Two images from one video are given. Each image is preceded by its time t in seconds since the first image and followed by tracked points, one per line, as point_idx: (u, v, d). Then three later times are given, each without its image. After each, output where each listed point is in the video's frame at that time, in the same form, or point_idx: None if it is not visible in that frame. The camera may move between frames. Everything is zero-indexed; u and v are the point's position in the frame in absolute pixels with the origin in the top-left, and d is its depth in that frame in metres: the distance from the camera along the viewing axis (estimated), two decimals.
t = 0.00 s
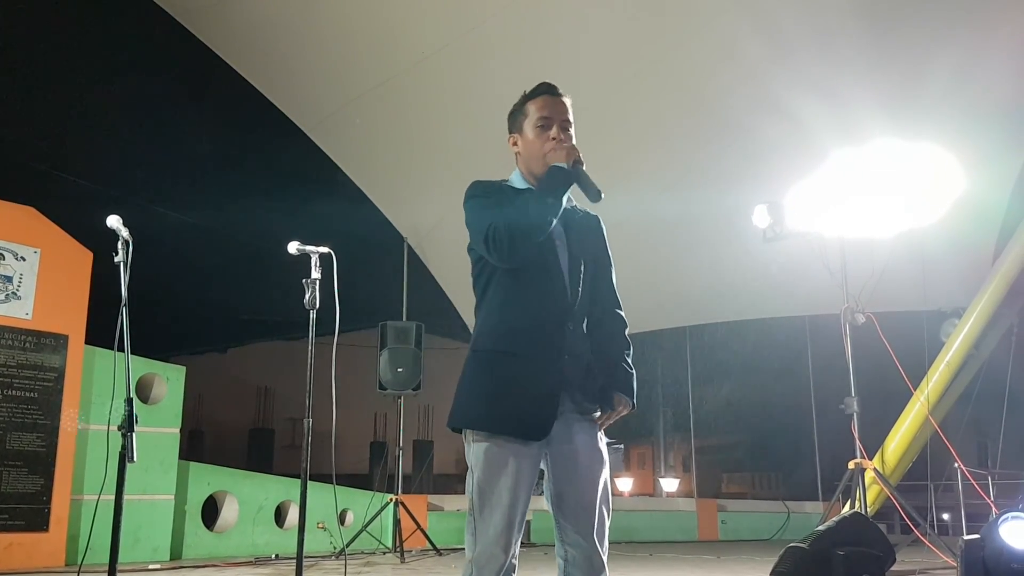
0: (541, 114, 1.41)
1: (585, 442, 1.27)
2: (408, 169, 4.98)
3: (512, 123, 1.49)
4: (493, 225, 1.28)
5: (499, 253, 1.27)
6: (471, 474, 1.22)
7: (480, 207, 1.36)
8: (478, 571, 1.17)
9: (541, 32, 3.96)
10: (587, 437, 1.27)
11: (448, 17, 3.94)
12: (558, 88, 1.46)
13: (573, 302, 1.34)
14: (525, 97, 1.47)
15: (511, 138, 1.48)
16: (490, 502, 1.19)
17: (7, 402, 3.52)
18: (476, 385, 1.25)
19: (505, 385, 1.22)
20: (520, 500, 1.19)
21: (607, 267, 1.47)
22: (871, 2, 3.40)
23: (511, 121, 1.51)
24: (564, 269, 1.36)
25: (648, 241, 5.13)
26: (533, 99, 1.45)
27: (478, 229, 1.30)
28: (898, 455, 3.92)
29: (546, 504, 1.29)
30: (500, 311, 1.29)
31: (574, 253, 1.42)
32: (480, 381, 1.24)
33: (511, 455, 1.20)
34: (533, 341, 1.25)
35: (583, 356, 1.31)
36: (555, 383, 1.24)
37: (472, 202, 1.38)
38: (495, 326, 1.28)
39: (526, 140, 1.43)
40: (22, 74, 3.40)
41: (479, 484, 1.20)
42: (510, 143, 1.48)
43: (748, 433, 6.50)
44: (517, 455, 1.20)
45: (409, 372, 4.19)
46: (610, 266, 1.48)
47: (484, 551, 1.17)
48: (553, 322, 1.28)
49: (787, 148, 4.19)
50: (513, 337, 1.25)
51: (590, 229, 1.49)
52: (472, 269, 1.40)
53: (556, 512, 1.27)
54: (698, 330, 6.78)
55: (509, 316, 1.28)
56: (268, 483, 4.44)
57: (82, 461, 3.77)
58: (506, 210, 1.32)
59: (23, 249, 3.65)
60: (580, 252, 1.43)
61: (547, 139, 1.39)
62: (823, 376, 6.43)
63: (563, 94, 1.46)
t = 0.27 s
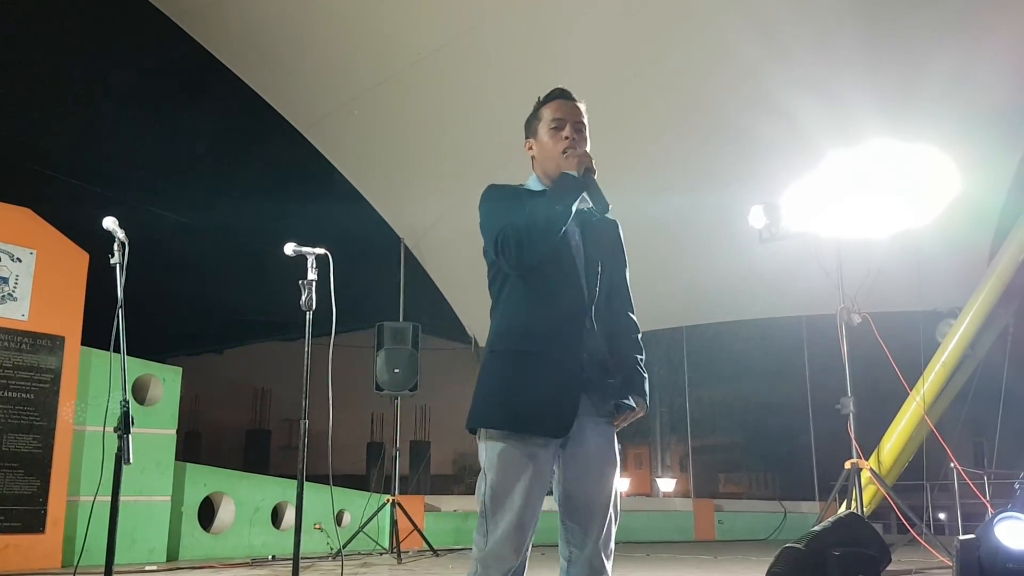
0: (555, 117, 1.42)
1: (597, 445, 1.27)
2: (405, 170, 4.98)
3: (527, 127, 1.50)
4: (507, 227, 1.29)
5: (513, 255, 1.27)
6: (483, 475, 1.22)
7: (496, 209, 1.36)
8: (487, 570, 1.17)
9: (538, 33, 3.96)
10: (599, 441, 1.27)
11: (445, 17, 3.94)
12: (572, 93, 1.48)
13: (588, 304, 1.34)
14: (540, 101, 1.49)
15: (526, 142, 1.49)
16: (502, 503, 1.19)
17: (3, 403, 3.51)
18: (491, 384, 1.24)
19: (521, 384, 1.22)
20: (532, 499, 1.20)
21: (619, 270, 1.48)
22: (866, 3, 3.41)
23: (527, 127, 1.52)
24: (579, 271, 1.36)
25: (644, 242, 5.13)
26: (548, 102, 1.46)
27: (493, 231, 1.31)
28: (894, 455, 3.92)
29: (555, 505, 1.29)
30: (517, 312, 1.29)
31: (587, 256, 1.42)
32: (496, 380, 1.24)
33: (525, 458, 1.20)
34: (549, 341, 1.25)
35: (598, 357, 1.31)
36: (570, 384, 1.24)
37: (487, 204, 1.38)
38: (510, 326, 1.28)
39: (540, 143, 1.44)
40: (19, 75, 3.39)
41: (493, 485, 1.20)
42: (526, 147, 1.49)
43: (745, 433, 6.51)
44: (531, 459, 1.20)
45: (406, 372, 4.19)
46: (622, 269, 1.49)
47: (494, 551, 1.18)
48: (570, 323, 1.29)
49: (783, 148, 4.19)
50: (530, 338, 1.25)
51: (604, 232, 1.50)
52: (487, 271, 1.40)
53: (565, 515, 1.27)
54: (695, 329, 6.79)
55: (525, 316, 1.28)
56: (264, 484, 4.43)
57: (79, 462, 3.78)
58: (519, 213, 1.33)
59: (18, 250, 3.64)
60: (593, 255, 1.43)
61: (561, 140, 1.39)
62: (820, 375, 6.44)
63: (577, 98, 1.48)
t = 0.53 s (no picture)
0: (567, 121, 1.37)
1: (598, 446, 1.22)
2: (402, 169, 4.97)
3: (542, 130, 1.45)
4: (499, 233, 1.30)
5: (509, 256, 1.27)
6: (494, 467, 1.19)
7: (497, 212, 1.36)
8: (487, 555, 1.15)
9: (534, 32, 3.96)
10: (600, 441, 1.22)
11: (441, 16, 3.93)
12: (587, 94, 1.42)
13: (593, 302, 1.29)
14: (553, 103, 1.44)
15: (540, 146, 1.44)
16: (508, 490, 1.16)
17: None
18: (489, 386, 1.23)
19: (516, 384, 1.19)
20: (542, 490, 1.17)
21: (637, 266, 1.40)
22: (861, 3, 3.41)
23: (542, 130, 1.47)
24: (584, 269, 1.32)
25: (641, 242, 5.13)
26: (561, 104, 1.41)
27: (489, 234, 1.31)
28: (889, 455, 3.93)
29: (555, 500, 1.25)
30: (515, 314, 1.27)
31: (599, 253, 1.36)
32: (493, 382, 1.22)
33: (532, 448, 1.16)
34: (546, 341, 1.22)
35: (606, 356, 1.25)
36: (568, 384, 1.19)
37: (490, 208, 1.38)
38: (508, 328, 1.26)
39: (552, 147, 1.39)
40: (15, 74, 3.39)
41: (502, 471, 1.17)
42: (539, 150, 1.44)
43: (741, 433, 6.52)
44: (536, 450, 1.17)
45: (402, 372, 4.18)
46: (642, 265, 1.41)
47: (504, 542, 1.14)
48: (570, 322, 1.24)
49: (779, 147, 4.20)
50: (526, 338, 1.22)
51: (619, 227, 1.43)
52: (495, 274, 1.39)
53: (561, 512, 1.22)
54: (691, 330, 6.80)
55: (522, 316, 1.26)
56: (259, 484, 4.42)
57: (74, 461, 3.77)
58: (517, 216, 1.33)
59: (12, 249, 3.65)
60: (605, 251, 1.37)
61: (569, 145, 1.34)
62: (816, 375, 6.45)
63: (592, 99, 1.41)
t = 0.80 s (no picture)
0: (559, 124, 1.36)
1: (595, 448, 1.22)
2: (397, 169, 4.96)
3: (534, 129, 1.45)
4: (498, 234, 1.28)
5: (503, 259, 1.26)
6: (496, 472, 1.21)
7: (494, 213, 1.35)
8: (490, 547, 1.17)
9: (528, 32, 3.96)
10: (597, 443, 1.23)
11: (436, 16, 3.93)
12: (580, 94, 1.42)
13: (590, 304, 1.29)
14: (546, 103, 1.43)
15: (532, 145, 1.44)
16: (507, 489, 1.18)
17: None
18: (488, 388, 1.23)
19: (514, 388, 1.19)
20: (545, 491, 1.19)
21: (634, 266, 1.40)
22: (853, 5, 3.42)
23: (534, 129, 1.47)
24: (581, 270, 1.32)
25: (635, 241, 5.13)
26: (553, 106, 1.40)
27: (486, 237, 1.30)
28: (881, 455, 3.94)
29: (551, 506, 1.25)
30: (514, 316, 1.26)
31: (595, 253, 1.36)
32: (492, 386, 1.22)
33: (530, 450, 1.18)
34: (544, 343, 1.22)
35: (603, 359, 1.25)
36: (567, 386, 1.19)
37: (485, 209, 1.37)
38: (506, 330, 1.26)
39: (544, 151, 1.39)
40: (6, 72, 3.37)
41: (501, 472, 1.19)
42: (532, 150, 1.44)
43: (735, 433, 6.54)
44: (535, 451, 1.18)
45: (395, 371, 4.18)
46: (638, 264, 1.41)
47: (513, 544, 1.16)
48: (568, 324, 1.24)
49: (770, 147, 4.22)
50: (525, 340, 1.22)
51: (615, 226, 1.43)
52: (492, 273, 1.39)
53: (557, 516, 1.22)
54: (684, 330, 6.82)
55: (519, 319, 1.25)
56: (253, 484, 4.42)
57: (66, 461, 3.77)
58: (510, 218, 1.31)
59: (5, 248, 3.60)
60: (602, 251, 1.37)
61: (562, 150, 1.34)
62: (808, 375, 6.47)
63: (583, 101, 1.41)
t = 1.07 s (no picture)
0: (553, 121, 1.37)
1: (598, 445, 1.22)
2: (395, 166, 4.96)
3: (524, 125, 1.45)
4: (499, 229, 1.28)
5: (506, 257, 1.26)
6: (498, 471, 1.21)
7: (494, 210, 1.35)
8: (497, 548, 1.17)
9: (528, 30, 3.96)
10: (599, 439, 1.23)
11: (435, 14, 3.93)
12: (569, 89, 1.42)
13: (592, 298, 1.29)
14: (533, 99, 1.43)
15: (523, 142, 1.45)
16: (512, 491, 1.17)
17: None
18: (492, 385, 1.23)
19: (519, 384, 1.20)
20: (548, 490, 1.18)
21: (632, 260, 1.41)
22: (852, 4, 3.43)
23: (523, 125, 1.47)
24: (581, 264, 1.32)
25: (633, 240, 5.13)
26: (543, 102, 1.41)
27: (487, 232, 1.30)
28: (879, 454, 3.94)
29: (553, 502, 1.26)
30: (517, 311, 1.26)
31: (594, 247, 1.36)
32: (496, 382, 1.22)
33: (535, 450, 1.17)
34: (547, 337, 1.22)
35: (605, 352, 1.26)
36: (570, 381, 1.20)
37: (484, 206, 1.37)
38: (508, 326, 1.26)
39: (539, 147, 1.40)
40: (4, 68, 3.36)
41: (506, 473, 1.18)
42: (523, 147, 1.45)
43: (732, 432, 6.54)
44: (539, 451, 1.18)
45: (393, 369, 4.18)
46: (635, 258, 1.42)
47: (516, 544, 1.17)
48: (571, 318, 1.24)
49: (768, 146, 4.22)
50: (531, 336, 1.22)
51: (612, 221, 1.43)
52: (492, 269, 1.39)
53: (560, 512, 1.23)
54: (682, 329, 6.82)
55: (522, 314, 1.25)
56: (250, 481, 4.42)
57: (64, 457, 3.78)
58: (512, 214, 1.32)
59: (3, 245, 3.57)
60: (601, 246, 1.38)
61: (560, 148, 1.35)
62: (806, 374, 6.48)
63: (573, 96, 1.42)
